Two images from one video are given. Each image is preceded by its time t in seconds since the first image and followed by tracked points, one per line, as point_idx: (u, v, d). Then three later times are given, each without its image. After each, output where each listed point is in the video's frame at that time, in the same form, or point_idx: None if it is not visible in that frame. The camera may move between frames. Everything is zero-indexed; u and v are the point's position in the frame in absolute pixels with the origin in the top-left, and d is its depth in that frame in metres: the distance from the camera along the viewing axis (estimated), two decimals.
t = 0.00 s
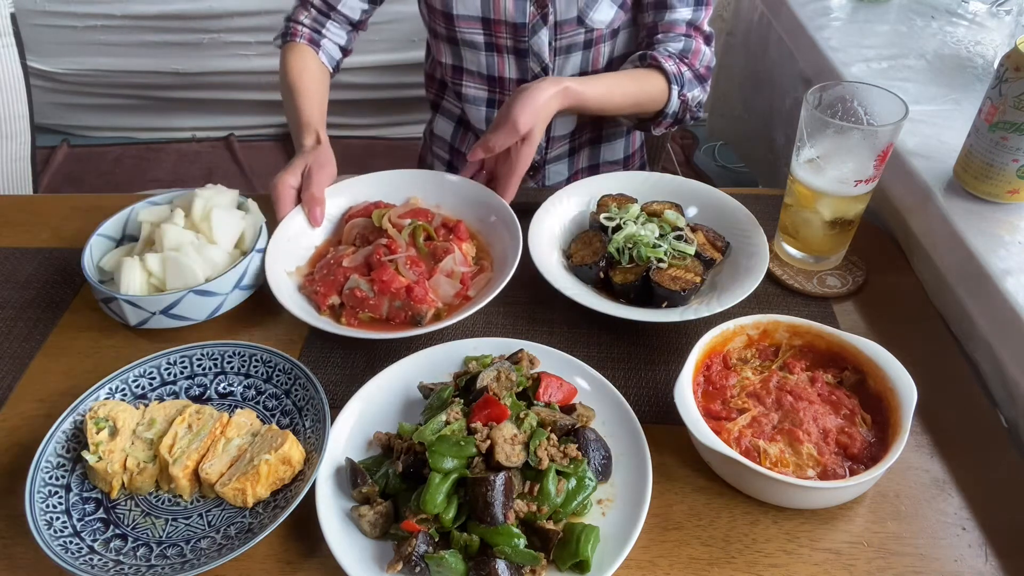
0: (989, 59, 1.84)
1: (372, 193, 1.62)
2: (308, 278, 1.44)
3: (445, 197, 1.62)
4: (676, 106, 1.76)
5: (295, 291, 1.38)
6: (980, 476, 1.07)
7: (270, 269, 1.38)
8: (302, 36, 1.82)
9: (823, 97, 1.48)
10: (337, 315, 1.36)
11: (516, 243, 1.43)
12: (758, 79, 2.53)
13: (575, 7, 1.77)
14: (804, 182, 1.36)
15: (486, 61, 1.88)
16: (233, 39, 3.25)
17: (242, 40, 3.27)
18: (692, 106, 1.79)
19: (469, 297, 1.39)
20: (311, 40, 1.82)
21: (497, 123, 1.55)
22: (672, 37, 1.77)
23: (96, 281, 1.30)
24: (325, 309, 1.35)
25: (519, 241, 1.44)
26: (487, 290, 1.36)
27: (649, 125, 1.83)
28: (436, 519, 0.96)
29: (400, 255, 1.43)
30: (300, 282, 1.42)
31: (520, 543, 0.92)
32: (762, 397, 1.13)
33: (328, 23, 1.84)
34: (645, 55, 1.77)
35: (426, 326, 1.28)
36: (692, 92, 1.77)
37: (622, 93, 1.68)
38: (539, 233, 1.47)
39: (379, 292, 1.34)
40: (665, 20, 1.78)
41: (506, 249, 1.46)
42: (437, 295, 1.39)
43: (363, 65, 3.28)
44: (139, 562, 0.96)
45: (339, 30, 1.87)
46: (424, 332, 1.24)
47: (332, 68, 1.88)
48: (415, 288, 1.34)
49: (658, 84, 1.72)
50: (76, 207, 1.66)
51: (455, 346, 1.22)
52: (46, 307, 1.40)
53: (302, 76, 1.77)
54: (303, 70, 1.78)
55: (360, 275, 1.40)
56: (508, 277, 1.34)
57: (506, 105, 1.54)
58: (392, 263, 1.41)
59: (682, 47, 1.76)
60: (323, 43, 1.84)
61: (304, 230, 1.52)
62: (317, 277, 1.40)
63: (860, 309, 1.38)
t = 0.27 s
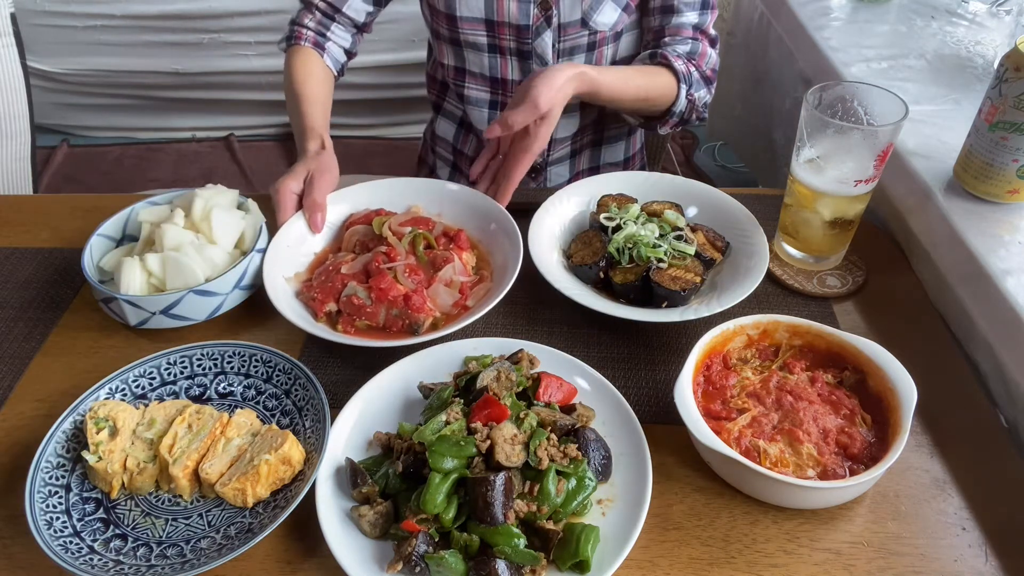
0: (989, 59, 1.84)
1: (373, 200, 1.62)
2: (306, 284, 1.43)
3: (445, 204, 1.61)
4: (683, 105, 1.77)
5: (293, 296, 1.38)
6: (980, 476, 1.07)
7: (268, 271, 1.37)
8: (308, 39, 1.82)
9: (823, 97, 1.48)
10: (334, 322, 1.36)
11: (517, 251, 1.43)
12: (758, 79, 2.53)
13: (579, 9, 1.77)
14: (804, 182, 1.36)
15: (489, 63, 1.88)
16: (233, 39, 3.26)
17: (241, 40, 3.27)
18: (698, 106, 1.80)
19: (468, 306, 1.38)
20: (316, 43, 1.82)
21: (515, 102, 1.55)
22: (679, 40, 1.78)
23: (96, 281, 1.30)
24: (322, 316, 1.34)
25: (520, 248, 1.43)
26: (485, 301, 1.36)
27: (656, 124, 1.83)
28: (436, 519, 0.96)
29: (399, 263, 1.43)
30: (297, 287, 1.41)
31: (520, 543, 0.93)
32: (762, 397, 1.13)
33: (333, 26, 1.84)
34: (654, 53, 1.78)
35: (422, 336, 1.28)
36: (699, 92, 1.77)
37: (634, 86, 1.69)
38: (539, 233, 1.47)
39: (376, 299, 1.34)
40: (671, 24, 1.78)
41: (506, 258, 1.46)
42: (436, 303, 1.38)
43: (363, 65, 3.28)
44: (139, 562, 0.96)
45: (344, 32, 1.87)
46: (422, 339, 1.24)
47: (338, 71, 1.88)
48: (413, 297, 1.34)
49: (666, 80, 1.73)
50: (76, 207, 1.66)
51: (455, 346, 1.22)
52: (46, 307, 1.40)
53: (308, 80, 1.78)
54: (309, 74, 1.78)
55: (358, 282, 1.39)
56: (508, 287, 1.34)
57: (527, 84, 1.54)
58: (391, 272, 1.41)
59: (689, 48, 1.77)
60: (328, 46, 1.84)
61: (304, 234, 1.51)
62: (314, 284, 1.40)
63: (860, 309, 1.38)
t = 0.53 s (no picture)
0: (989, 59, 1.84)
1: (372, 199, 1.61)
2: (306, 284, 1.43)
3: (445, 205, 1.61)
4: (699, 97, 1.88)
5: (293, 296, 1.37)
6: (980, 476, 1.07)
7: (268, 272, 1.37)
8: (314, 35, 1.82)
9: (823, 97, 1.48)
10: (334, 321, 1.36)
11: (517, 251, 1.43)
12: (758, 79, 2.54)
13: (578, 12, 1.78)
14: (803, 182, 1.36)
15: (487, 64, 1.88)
16: (233, 39, 3.26)
17: (241, 40, 3.27)
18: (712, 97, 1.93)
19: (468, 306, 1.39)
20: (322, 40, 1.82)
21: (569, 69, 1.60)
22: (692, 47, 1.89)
23: (96, 281, 1.30)
24: (322, 316, 1.34)
25: (519, 249, 1.43)
26: (485, 301, 1.36)
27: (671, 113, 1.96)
28: (436, 519, 0.96)
29: (400, 264, 1.43)
30: (298, 288, 1.41)
31: (520, 543, 0.92)
32: (762, 397, 1.13)
33: (338, 24, 1.85)
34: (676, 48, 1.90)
35: (422, 336, 1.28)
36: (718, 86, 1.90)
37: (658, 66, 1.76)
38: (539, 233, 1.47)
39: (376, 299, 1.34)
40: (685, 34, 1.90)
41: (506, 259, 1.46)
42: (436, 304, 1.38)
43: (363, 65, 3.28)
44: (139, 562, 0.96)
45: (350, 31, 1.87)
46: (422, 339, 1.24)
47: (344, 68, 1.87)
48: (413, 297, 1.34)
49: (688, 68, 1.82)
50: (76, 207, 1.66)
51: (455, 346, 1.22)
52: (46, 307, 1.40)
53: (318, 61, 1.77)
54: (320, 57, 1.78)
55: (359, 281, 1.40)
56: (508, 287, 1.34)
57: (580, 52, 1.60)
58: (391, 272, 1.41)
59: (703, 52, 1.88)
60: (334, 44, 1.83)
61: (304, 235, 1.51)
62: (315, 284, 1.40)
63: (860, 309, 1.38)
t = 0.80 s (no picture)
0: (989, 59, 1.84)
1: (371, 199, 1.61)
2: (306, 284, 1.43)
3: (445, 205, 1.61)
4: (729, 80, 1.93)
5: (293, 296, 1.37)
6: (980, 476, 1.07)
7: (268, 271, 1.37)
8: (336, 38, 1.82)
9: (823, 97, 1.48)
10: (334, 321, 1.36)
11: (517, 251, 1.43)
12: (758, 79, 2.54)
13: (577, 15, 1.78)
14: (803, 182, 1.36)
15: (484, 66, 1.87)
16: (233, 39, 3.26)
17: (241, 40, 3.27)
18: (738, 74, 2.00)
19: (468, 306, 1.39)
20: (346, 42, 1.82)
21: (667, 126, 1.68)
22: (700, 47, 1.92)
23: (96, 281, 1.30)
24: (322, 316, 1.34)
25: (519, 249, 1.43)
26: (485, 301, 1.36)
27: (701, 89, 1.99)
28: (436, 519, 0.96)
29: (400, 264, 1.43)
30: (297, 288, 1.41)
31: (520, 543, 0.93)
32: (762, 397, 1.13)
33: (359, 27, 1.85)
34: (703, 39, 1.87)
35: (422, 335, 1.28)
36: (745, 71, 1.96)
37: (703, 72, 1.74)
38: (539, 233, 1.47)
39: (376, 299, 1.34)
40: (704, 27, 1.88)
41: (506, 259, 1.46)
42: (435, 304, 1.38)
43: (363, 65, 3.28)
44: (139, 562, 0.96)
45: (371, 32, 1.88)
46: (422, 339, 1.24)
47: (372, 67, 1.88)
48: (413, 296, 1.34)
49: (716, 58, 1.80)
50: (76, 207, 1.66)
51: (455, 346, 1.22)
52: (46, 307, 1.40)
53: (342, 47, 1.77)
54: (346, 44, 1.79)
55: (359, 281, 1.40)
56: (508, 287, 1.34)
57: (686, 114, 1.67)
58: (391, 271, 1.41)
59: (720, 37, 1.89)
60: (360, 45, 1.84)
61: (304, 235, 1.51)
62: (315, 284, 1.40)
63: (860, 309, 1.38)
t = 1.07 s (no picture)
0: (989, 59, 1.84)
1: (371, 199, 1.61)
2: (306, 284, 1.43)
3: (445, 205, 1.61)
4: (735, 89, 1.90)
5: (293, 296, 1.37)
6: (980, 476, 1.07)
7: (268, 272, 1.37)
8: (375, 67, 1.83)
9: (823, 97, 1.48)
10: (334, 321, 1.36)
11: (517, 251, 1.43)
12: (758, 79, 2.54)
13: (586, 16, 1.79)
14: (803, 182, 1.36)
15: (493, 69, 1.87)
16: (233, 39, 3.27)
17: (242, 40, 3.28)
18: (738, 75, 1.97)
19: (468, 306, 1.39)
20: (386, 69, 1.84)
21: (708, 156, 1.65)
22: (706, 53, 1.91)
23: (96, 281, 1.30)
24: (322, 316, 1.34)
25: (519, 249, 1.43)
26: (485, 300, 1.36)
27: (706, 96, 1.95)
28: (436, 519, 0.96)
29: (400, 264, 1.43)
30: (297, 288, 1.41)
31: (520, 543, 0.92)
32: (762, 397, 1.13)
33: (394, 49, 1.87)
34: (703, 56, 1.85)
35: (422, 335, 1.28)
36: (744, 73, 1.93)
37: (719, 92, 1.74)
38: (539, 234, 1.47)
39: (376, 299, 1.34)
40: (700, 37, 1.89)
41: (506, 259, 1.46)
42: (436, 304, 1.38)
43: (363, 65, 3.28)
44: (139, 562, 0.96)
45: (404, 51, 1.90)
46: (422, 339, 1.24)
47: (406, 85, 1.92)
48: (413, 297, 1.34)
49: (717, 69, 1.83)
50: (76, 207, 1.66)
51: (455, 346, 1.22)
52: (46, 307, 1.40)
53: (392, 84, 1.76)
54: (394, 79, 1.79)
55: (359, 281, 1.40)
56: (507, 287, 1.34)
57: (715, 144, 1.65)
58: (391, 272, 1.41)
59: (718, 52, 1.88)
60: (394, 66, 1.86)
61: (304, 235, 1.51)
62: (315, 284, 1.40)
63: (860, 309, 1.38)
